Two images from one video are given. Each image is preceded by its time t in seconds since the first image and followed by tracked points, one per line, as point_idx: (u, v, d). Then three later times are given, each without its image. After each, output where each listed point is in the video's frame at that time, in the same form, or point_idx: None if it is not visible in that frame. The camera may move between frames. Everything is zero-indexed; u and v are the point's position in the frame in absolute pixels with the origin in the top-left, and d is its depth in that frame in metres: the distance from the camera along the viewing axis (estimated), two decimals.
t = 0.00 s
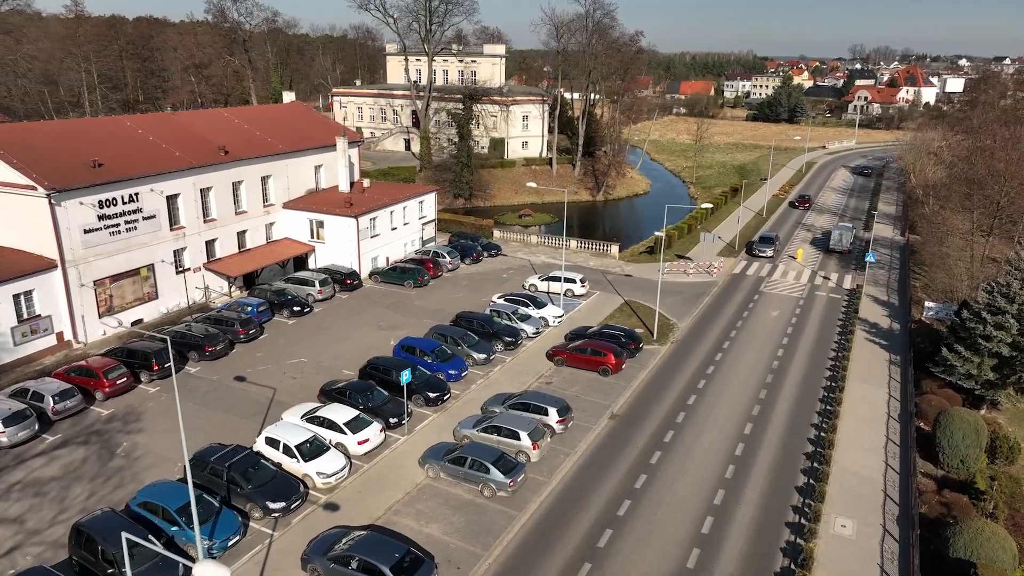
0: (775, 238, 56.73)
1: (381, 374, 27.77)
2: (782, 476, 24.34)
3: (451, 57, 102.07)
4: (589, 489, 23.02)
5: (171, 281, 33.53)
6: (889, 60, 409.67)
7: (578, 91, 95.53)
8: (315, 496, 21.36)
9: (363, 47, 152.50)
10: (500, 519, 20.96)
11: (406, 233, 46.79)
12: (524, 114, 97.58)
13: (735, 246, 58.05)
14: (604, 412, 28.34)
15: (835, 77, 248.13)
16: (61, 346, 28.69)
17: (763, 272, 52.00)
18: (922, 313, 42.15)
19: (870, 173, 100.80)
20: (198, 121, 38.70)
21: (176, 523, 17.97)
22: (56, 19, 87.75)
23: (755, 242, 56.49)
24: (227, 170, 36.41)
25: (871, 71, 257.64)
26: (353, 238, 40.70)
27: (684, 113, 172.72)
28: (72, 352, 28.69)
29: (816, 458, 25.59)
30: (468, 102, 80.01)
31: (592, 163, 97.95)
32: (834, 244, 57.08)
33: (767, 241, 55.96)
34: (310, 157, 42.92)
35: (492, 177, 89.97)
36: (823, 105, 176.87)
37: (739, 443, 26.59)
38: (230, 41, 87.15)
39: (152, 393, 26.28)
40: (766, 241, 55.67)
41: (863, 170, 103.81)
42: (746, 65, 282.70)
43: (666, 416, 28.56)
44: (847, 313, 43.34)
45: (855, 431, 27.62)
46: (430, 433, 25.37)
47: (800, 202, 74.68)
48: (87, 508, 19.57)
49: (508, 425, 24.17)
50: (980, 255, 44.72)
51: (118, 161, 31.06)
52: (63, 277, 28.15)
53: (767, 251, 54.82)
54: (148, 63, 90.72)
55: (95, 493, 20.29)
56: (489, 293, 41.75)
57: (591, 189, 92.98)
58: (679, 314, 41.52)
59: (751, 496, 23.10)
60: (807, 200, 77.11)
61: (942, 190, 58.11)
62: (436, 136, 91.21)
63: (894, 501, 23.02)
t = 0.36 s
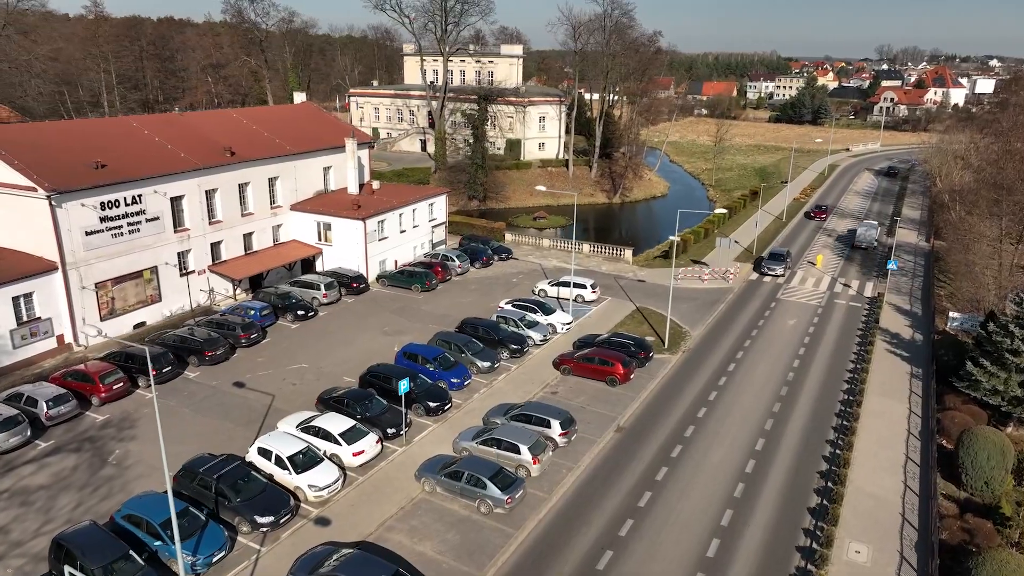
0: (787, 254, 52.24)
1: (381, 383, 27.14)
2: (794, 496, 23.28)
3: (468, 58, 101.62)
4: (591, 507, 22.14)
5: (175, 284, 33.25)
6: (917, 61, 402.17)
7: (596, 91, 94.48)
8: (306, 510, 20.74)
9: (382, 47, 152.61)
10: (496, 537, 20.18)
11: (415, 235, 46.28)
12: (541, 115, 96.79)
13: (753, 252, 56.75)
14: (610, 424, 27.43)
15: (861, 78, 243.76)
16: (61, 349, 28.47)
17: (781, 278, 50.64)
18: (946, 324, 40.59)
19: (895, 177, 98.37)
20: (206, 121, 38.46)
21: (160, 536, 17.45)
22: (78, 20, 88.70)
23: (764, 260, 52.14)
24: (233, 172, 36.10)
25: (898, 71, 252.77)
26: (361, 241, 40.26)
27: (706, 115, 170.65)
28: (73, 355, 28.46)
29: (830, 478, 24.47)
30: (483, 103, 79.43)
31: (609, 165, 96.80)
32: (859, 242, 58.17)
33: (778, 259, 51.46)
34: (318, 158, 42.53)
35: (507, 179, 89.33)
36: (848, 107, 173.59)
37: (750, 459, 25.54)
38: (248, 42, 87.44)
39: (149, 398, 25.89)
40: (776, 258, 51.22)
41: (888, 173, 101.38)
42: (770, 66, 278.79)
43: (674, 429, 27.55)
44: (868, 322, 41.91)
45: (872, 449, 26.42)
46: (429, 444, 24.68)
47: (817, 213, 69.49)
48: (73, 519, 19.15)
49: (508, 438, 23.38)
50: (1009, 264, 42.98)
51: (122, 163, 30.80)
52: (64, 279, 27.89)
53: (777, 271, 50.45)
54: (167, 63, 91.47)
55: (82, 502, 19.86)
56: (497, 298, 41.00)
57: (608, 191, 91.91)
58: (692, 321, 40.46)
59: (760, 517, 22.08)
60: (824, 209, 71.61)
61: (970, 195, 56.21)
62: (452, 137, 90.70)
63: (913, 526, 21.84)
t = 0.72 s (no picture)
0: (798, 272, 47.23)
1: (381, 391, 26.48)
2: (806, 519, 22.19)
3: (486, 59, 101.06)
4: (592, 526, 21.26)
5: (179, 286, 32.95)
6: (946, 62, 393.81)
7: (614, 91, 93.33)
8: (297, 524, 20.13)
9: (402, 47, 152.39)
10: (491, 558, 19.37)
11: (425, 238, 45.73)
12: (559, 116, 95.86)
13: (772, 257, 55.32)
14: (615, 438, 26.50)
15: (889, 80, 239.12)
16: (62, 352, 28.24)
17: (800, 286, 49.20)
18: (973, 336, 38.95)
19: (923, 181, 95.78)
20: (214, 122, 38.23)
21: (141, 552, 16.90)
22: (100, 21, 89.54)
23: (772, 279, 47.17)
24: (239, 173, 35.78)
25: (927, 73, 247.42)
26: (368, 244, 39.78)
27: (728, 116, 168.40)
28: (74, 358, 28.23)
29: (846, 500, 23.27)
30: (499, 104, 78.80)
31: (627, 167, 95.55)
32: (886, 239, 59.92)
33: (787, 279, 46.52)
34: (327, 160, 42.15)
35: (524, 181, 88.43)
36: (875, 109, 170.05)
37: (761, 478, 24.47)
38: (266, 43, 87.57)
39: (146, 404, 25.51)
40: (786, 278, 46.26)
41: (915, 177, 98.81)
42: (795, 67, 274.54)
43: (683, 444, 26.55)
44: (890, 332, 40.40)
45: (891, 469, 25.19)
46: (427, 456, 23.98)
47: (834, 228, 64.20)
48: (58, 529, 18.71)
49: (507, 452, 22.57)
50: None
51: (126, 164, 30.54)
52: (64, 281, 27.63)
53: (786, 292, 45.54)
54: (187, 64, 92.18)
55: (69, 512, 19.43)
56: (506, 304, 40.22)
57: (626, 193, 90.62)
58: (706, 330, 39.32)
59: (770, 540, 21.03)
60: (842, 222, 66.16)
61: (1000, 201, 54.19)
62: (468, 138, 90.01)
63: (933, 554, 20.65)
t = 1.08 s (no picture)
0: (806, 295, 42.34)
1: (381, 400, 25.89)
2: (819, 543, 21.13)
3: (505, 59, 100.47)
4: (593, 547, 20.39)
5: (184, 288, 32.69)
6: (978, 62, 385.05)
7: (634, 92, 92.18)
8: (288, 539, 19.55)
9: (422, 48, 152.50)
10: None
11: (435, 241, 45.22)
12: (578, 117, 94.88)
13: (792, 263, 53.91)
14: (622, 452, 25.62)
15: (918, 81, 234.30)
16: (65, 355, 28.07)
17: (821, 293, 47.78)
18: (1002, 348, 37.33)
19: (952, 185, 93.14)
20: (223, 123, 38.06)
21: (123, 568, 16.39)
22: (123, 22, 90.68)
23: (777, 303, 42.30)
24: (247, 175, 35.50)
25: (958, 74, 242.06)
26: (377, 247, 39.35)
27: (752, 118, 166.00)
28: (75, 361, 28.02)
29: (862, 523, 22.15)
30: (516, 104, 78.19)
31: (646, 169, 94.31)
32: (916, 236, 61.91)
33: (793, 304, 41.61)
34: (337, 162, 41.81)
35: (541, 183, 87.64)
36: (904, 110, 166.37)
37: (773, 497, 23.44)
38: (284, 43, 87.93)
39: (144, 410, 25.17)
40: (792, 303, 41.40)
41: (943, 181, 96.16)
42: (822, 68, 270.02)
43: (692, 459, 25.58)
44: (914, 343, 38.91)
45: (911, 490, 24.00)
46: (426, 468, 23.31)
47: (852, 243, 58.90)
48: (44, 540, 18.32)
49: (507, 466, 21.78)
50: None
51: (131, 165, 30.34)
52: (67, 284, 27.45)
53: (793, 319, 40.67)
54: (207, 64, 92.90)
55: (57, 522, 19.05)
56: (516, 309, 39.46)
57: (645, 196, 89.39)
58: (720, 338, 38.21)
59: (780, 565, 20.04)
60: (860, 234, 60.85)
61: None
62: (485, 139, 89.49)
63: None
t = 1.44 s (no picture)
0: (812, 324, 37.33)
1: (382, 409, 25.32)
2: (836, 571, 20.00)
3: (527, 59, 99.77)
4: (594, 570, 19.53)
5: (192, 291, 32.50)
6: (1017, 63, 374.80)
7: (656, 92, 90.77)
8: (278, 554, 18.98)
9: (445, 48, 152.37)
10: None
11: (448, 244, 44.69)
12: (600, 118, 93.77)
13: (816, 270, 52.35)
14: (629, 468, 24.71)
15: (954, 82, 228.30)
16: (69, 357, 27.94)
17: (845, 302, 46.22)
18: None
19: (986, 190, 90.09)
20: (235, 124, 37.90)
21: None
22: (150, 23, 91.80)
23: (779, 332, 37.35)
24: (257, 177, 35.25)
25: (996, 75, 235.44)
26: (387, 250, 38.92)
27: (780, 120, 163.13)
28: (80, 363, 27.86)
29: (881, 550, 20.95)
30: (536, 105, 77.43)
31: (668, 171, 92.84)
32: (953, 235, 62.67)
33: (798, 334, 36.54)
34: (349, 163, 41.48)
35: (561, 185, 86.66)
36: (938, 112, 161.99)
37: (787, 520, 22.33)
38: (306, 43, 88.18)
39: (144, 415, 24.88)
40: (796, 331, 36.51)
41: (978, 186, 93.09)
42: (853, 69, 264.98)
43: (703, 477, 24.55)
44: (942, 356, 37.27)
45: (935, 515, 22.70)
46: (426, 481, 22.67)
47: (870, 259, 53.41)
48: (31, 549, 17.99)
49: (507, 482, 20.99)
50: None
51: (139, 167, 30.17)
52: (71, 286, 27.31)
53: (797, 350, 35.69)
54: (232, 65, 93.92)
55: (45, 530, 18.71)
56: (528, 316, 38.68)
57: (666, 199, 87.87)
58: (738, 348, 37.03)
59: None
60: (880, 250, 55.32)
61: None
62: (505, 140, 88.79)
63: None
